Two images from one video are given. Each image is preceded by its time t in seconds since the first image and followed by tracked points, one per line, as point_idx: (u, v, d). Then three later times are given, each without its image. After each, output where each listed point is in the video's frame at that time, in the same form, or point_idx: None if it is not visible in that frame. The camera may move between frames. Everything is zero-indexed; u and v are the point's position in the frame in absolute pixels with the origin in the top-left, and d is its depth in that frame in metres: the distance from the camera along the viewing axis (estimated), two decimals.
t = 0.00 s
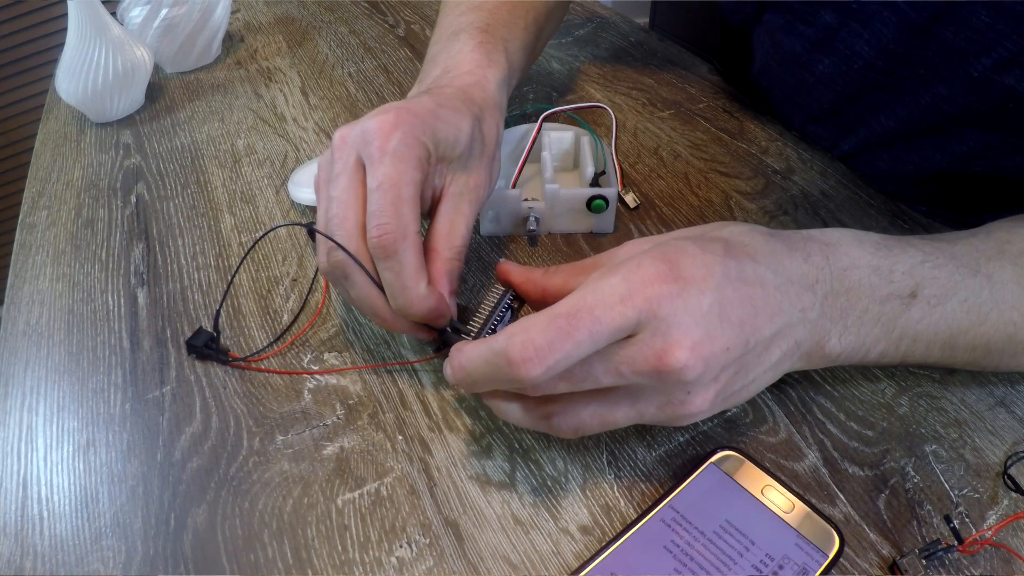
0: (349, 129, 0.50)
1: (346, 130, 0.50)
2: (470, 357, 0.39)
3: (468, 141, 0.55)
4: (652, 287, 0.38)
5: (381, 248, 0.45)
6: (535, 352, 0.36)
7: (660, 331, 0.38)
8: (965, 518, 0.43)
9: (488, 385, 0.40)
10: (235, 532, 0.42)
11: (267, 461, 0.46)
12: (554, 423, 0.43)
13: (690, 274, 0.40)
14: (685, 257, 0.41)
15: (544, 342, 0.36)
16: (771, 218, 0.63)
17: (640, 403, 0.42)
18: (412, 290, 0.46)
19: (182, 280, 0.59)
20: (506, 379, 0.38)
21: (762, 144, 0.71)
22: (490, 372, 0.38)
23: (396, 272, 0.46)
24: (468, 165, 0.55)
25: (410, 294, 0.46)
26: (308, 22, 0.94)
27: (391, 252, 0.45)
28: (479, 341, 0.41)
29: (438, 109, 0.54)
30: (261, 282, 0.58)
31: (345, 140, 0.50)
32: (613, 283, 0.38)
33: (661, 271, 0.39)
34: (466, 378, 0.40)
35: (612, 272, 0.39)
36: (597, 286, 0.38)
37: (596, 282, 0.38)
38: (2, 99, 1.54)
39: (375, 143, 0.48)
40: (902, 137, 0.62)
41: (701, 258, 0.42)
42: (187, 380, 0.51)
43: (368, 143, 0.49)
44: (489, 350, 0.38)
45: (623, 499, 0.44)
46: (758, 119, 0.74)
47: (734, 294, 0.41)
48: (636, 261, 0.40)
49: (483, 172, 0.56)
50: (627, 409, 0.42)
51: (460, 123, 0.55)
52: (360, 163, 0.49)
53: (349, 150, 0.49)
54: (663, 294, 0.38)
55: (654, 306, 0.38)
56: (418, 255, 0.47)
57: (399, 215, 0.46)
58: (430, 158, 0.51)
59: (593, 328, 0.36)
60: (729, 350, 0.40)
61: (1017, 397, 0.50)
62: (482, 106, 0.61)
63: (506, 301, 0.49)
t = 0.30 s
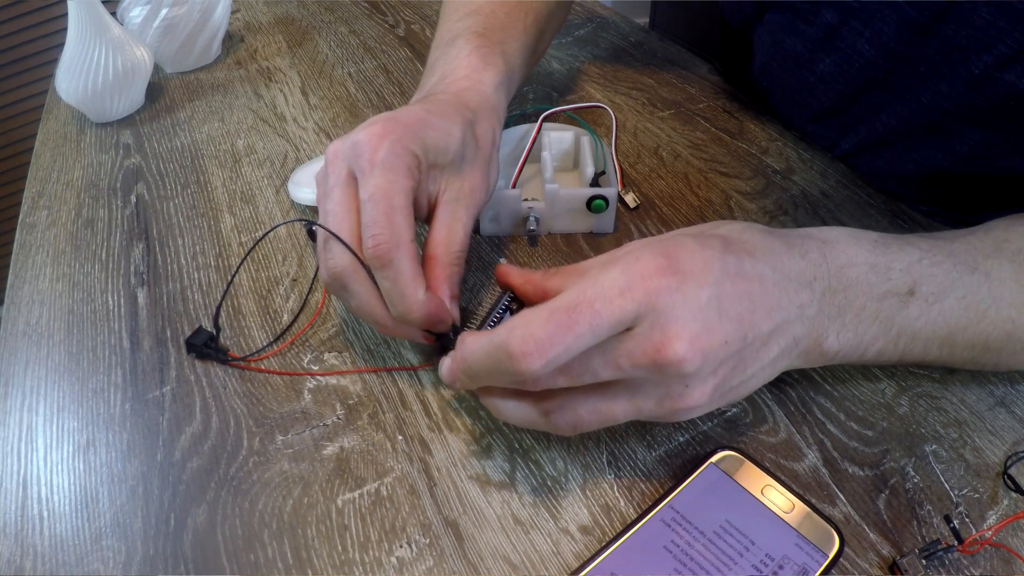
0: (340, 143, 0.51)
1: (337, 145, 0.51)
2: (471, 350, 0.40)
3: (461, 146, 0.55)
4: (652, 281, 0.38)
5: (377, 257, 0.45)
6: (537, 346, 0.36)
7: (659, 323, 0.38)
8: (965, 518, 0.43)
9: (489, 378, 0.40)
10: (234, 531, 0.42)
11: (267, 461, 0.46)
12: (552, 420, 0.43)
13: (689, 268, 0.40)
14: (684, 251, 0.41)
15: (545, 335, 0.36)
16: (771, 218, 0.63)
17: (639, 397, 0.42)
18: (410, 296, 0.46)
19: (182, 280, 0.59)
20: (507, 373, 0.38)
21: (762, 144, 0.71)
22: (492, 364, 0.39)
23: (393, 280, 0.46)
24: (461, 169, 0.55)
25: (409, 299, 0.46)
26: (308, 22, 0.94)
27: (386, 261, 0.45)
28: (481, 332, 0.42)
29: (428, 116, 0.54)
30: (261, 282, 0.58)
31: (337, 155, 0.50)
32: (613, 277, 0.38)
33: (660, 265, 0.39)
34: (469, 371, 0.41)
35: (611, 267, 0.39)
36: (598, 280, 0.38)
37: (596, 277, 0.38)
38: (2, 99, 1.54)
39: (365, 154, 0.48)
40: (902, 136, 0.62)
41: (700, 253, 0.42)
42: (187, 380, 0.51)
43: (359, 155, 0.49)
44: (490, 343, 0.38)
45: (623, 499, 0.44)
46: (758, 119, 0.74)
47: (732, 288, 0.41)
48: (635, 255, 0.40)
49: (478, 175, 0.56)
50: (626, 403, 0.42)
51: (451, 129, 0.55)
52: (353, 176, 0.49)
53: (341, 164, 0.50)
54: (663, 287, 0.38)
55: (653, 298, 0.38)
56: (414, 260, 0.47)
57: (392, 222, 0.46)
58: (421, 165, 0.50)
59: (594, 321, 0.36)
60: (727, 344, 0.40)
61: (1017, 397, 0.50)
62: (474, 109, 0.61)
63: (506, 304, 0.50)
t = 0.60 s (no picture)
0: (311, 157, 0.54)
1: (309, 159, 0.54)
2: (470, 272, 0.36)
3: (423, 135, 0.55)
4: (664, 230, 0.38)
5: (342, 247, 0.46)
6: (553, 264, 0.34)
7: (665, 275, 0.38)
8: (965, 518, 0.43)
9: (485, 306, 0.37)
10: (235, 532, 0.42)
11: (267, 461, 0.46)
12: (539, 382, 0.42)
13: (696, 228, 0.41)
14: (691, 213, 0.42)
15: (563, 254, 0.34)
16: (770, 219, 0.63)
17: (638, 357, 0.41)
18: (385, 279, 0.45)
19: (182, 280, 0.59)
20: (510, 295, 0.35)
21: (762, 144, 0.71)
22: (493, 287, 0.35)
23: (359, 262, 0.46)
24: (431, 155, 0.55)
25: (387, 281, 0.45)
26: (308, 22, 0.94)
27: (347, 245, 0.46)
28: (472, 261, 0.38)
29: (388, 112, 0.55)
30: (261, 281, 0.58)
31: (309, 168, 0.53)
32: (627, 218, 0.38)
33: (670, 217, 0.40)
34: (459, 296, 0.37)
35: (623, 210, 0.39)
36: (613, 217, 0.38)
37: (613, 215, 0.38)
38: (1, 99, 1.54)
39: (322, 154, 0.50)
40: (902, 136, 0.62)
41: (705, 216, 0.42)
42: (187, 381, 0.51)
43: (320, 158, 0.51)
44: (495, 262, 0.35)
45: (623, 499, 0.44)
46: (758, 119, 0.74)
47: (733, 254, 0.42)
48: (646, 205, 0.40)
49: (451, 158, 0.56)
50: (624, 365, 0.41)
51: (413, 121, 0.56)
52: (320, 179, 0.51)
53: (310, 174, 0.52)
54: (674, 239, 0.38)
55: (663, 246, 0.38)
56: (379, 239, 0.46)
57: (349, 209, 0.46)
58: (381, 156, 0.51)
59: (608, 254, 0.36)
60: (727, 308, 0.40)
61: (1017, 397, 0.50)
62: (447, 103, 0.62)
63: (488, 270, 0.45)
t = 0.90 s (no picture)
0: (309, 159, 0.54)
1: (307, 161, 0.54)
2: (482, 268, 0.36)
3: (419, 131, 0.55)
4: (676, 223, 0.38)
5: (344, 244, 0.47)
6: (566, 263, 0.34)
7: (675, 269, 0.38)
8: (965, 518, 0.43)
9: (494, 302, 0.37)
10: (234, 532, 0.42)
11: (267, 461, 0.46)
12: (544, 372, 0.42)
13: (706, 220, 0.40)
14: (700, 206, 0.42)
15: (577, 253, 0.34)
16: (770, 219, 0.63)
17: (644, 349, 0.41)
18: (386, 273, 0.45)
19: (182, 280, 0.59)
20: (521, 292, 0.35)
21: (762, 144, 0.71)
22: (505, 283, 0.36)
23: (360, 258, 0.46)
24: (428, 150, 0.55)
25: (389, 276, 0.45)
26: (308, 22, 0.94)
27: (348, 242, 0.46)
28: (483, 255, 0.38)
29: (383, 110, 0.56)
30: (261, 282, 0.58)
31: (307, 169, 0.54)
32: (639, 211, 0.37)
33: (682, 210, 0.39)
34: (470, 292, 0.37)
35: (635, 202, 0.39)
36: (626, 210, 0.37)
37: (625, 207, 0.38)
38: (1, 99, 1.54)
39: (319, 154, 0.51)
40: (902, 137, 0.62)
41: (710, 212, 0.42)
42: (187, 381, 0.51)
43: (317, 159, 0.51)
44: (508, 259, 0.35)
45: (623, 499, 0.44)
46: (758, 119, 0.74)
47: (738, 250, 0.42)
48: (658, 196, 0.40)
49: (449, 151, 0.56)
50: (631, 358, 0.41)
51: (407, 117, 0.56)
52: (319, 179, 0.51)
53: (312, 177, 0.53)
54: (686, 232, 0.38)
55: (675, 240, 0.38)
56: (379, 234, 0.47)
57: (347, 206, 0.47)
58: (377, 152, 0.52)
59: (621, 250, 0.36)
60: (735, 303, 0.41)
61: (1016, 397, 0.50)
62: (443, 99, 0.62)
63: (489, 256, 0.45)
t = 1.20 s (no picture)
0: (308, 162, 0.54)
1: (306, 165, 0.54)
2: (483, 272, 0.36)
3: (417, 128, 0.55)
4: (677, 222, 0.38)
5: (345, 245, 0.47)
6: (566, 268, 0.34)
7: (677, 268, 0.38)
8: (965, 518, 0.43)
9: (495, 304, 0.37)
10: (234, 532, 0.42)
11: (267, 461, 0.46)
12: (545, 370, 0.42)
13: (707, 219, 0.40)
14: (702, 203, 0.41)
15: (577, 257, 0.34)
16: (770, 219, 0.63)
17: (646, 348, 0.41)
18: (388, 272, 0.45)
19: (182, 280, 0.59)
20: (521, 295, 0.36)
21: (762, 144, 0.71)
22: (506, 287, 0.36)
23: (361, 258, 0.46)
24: (427, 149, 0.55)
25: (392, 274, 0.45)
26: (308, 22, 0.94)
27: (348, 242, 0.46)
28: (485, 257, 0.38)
29: (380, 111, 0.56)
30: (261, 282, 0.58)
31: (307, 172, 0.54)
32: (640, 211, 0.37)
33: (684, 209, 0.39)
34: (472, 295, 0.37)
35: (636, 202, 0.39)
36: (626, 211, 0.37)
37: (625, 207, 0.37)
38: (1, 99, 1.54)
39: (317, 157, 0.51)
40: (901, 137, 0.62)
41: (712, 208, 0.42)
42: (187, 381, 0.51)
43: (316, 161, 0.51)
44: (508, 263, 0.35)
45: (623, 499, 0.44)
46: (758, 119, 0.74)
47: (740, 246, 0.42)
48: (659, 196, 0.40)
49: (448, 149, 0.56)
50: (633, 356, 0.41)
51: (405, 117, 0.56)
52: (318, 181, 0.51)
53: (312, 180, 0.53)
54: (687, 231, 0.38)
55: (676, 239, 0.37)
56: (380, 233, 0.47)
57: (347, 206, 0.47)
58: (375, 151, 0.52)
59: (621, 251, 0.35)
60: (736, 302, 0.40)
61: (1016, 397, 0.50)
62: (441, 99, 0.62)
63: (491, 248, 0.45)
